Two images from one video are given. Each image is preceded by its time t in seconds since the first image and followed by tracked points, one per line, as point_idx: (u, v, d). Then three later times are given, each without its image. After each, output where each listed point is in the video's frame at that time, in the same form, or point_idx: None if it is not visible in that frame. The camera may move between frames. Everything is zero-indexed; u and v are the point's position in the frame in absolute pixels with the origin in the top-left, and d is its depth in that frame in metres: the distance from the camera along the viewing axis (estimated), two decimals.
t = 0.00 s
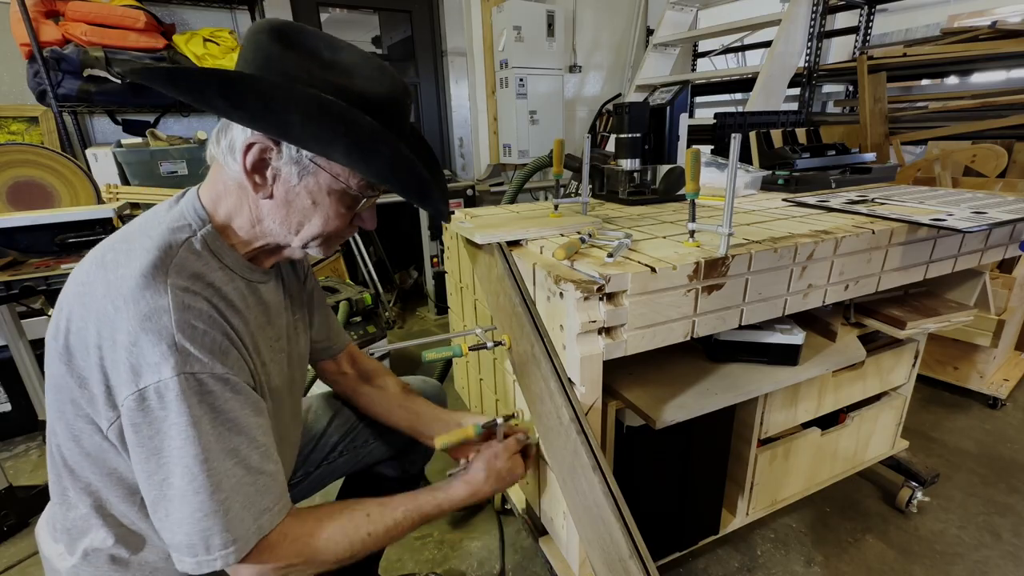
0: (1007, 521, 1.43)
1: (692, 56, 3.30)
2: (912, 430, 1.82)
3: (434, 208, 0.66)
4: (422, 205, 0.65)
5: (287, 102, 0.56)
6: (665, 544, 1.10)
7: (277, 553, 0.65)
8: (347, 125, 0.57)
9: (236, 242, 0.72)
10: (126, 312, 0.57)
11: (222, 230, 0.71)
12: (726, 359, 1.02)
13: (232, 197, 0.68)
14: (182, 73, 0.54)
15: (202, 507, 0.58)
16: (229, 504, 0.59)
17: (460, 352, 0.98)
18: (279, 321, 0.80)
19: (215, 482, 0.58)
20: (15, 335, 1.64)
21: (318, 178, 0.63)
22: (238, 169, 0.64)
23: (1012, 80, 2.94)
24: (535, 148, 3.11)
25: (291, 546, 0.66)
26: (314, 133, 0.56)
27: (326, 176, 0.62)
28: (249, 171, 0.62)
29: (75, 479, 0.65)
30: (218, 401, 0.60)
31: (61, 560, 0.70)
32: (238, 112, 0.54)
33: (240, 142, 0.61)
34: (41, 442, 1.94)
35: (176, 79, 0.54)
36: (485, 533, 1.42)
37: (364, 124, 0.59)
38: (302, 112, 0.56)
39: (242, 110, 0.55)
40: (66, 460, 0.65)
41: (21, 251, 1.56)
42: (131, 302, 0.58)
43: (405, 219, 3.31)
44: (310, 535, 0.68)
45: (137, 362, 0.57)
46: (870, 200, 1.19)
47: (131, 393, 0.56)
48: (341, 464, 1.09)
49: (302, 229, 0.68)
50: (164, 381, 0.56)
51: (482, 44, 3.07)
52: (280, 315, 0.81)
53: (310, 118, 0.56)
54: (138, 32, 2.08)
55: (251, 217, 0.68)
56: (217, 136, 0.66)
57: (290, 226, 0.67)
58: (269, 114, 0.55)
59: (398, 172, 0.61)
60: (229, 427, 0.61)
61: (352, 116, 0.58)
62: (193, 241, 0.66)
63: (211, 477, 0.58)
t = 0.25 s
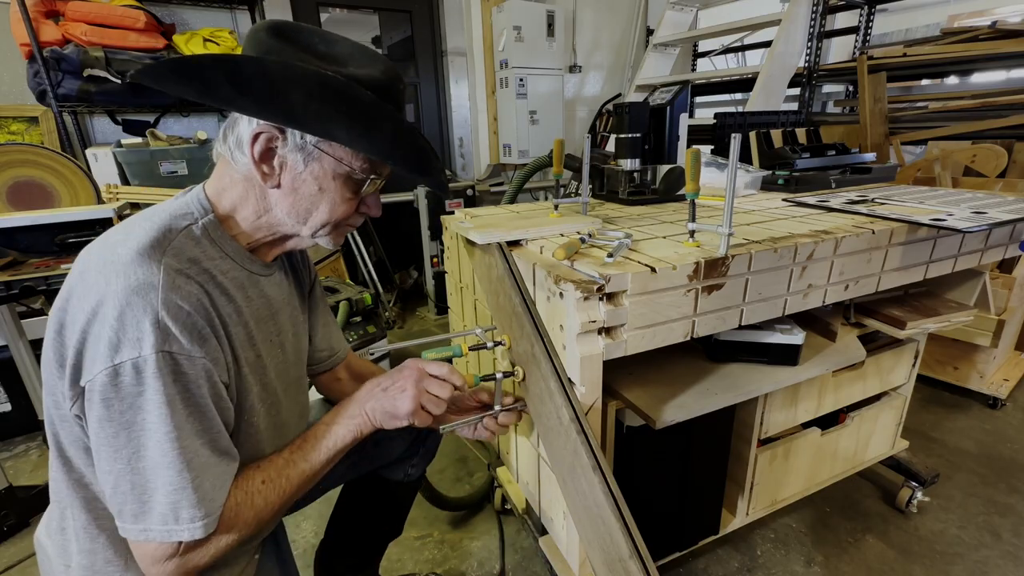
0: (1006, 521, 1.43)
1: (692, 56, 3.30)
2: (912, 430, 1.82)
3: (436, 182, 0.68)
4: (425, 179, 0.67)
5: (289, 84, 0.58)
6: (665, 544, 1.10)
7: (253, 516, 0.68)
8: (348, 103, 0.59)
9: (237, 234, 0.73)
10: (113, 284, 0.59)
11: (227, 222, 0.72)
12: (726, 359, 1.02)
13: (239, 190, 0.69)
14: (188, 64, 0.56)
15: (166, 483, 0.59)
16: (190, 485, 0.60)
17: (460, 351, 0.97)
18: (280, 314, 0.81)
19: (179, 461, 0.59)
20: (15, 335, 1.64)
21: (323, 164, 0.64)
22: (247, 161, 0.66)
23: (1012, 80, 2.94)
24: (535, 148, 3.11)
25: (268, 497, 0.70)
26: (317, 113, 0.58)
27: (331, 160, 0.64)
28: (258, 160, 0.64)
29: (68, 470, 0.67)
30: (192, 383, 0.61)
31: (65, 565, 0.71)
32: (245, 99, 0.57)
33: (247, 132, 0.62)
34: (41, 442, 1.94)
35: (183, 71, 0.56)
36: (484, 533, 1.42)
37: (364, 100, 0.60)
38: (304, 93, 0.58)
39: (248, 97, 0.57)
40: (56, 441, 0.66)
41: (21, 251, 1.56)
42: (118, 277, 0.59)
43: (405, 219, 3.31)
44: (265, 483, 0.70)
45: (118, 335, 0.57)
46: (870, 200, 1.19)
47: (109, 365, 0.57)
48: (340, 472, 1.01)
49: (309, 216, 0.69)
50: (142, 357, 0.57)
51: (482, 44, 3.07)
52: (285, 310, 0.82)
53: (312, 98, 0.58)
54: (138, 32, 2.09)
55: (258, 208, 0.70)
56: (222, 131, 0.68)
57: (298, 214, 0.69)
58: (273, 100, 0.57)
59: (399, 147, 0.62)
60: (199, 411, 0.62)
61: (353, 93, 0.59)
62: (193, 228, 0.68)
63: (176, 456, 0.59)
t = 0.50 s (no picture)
0: (1007, 521, 1.43)
1: (692, 56, 3.30)
2: (912, 430, 1.83)
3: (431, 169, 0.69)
4: (419, 166, 0.67)
5: (276, 80, 0.58)
6: (665, 544, 1.10)
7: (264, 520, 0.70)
8: (338, 95, 0.59)
9: (230, 236, 0.73)
10: (100, 284, 0.59)
11: (220, 225, 0.72)
12: (726, 359, 1.02)
13: (233, 194, 0.69)
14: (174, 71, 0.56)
15: (165, 481, 0.59)
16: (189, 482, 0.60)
17: (461, 352, 0.97)
18: (275, 314, 0.81)
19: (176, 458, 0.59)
20: (15, 335, 1.64)
21: (319, 160, 0.64)
22: (240, 163, 0.66)
23: (1012, 81, 2.94)
24: (535, 148, 3.11)
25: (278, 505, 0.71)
26: (305, 106, 0.58)
27: (326, 156, 0.64)
28: (252, 161, 0.64)
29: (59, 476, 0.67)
30: (184, 381, 0.61)
31: (58, 570, 0.71)
32: (232, 97, 0.57)
33: (239, 133, 0.62)
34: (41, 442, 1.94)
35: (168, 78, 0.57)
36: (484, 533, 1.42)
37: (352, 90, 0.60)
38: (292, 88, 0.58)
39: (235, 95, 0.57)
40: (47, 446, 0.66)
41: (21, 251, 1.57)
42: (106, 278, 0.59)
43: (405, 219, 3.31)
44: (277, 489, 0.71)
45: (107, 336, 0.57)
46: (870, 200, 1.19)
47: (98, 367, 0.57)
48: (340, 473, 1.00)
49: (306, 215, 0.69)
50: (133, 357, 0.57)
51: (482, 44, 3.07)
52: (279, 310, 0.82)
53: (299, 91, 0.58)
54: (138, 32, 2.09)
55: (253, 210, 0.70)
56: (213, 134, 0.68)
57: (295, 214, 0.69)
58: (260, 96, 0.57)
59: (391, 136, 0.63)
60: (193, 408, 0.62)
61: (342, 84, 0.59)
62: (183, 229, 0.68)
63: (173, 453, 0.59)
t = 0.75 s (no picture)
0: (1007, 521, 1.43)
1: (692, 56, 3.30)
2: (912, 430, 1.82)
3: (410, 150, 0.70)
4: (396, 147, 0.68)
5: (243, 60, 0.59)
6: (665, 544, 1.10)
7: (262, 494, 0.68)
8: (306, 74, 0.60)
9: (214, 224, 0.73)
10: (75, 250, 0.58)
11: (203, 215, 0.73)
12: (726, 359, 1.02)
13: (214, 185, 0.70)
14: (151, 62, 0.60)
15: (158, 441, 0.59)
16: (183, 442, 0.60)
17: (460, 351, 0.97)
18: (261, 297, 0.81)
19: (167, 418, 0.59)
20: (15, 335, 1.64)
21: (294, 146, 0.65)
22: (217, 154, 0.66)
23: (1012, 81, 2.94)
24: (535, 148, 3.11)
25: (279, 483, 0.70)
26: (273, 85, 0.59)
27: (300, 141, 0.65)
28: (228, 150, 0.65)
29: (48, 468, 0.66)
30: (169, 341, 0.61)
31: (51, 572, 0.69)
32: (203, 83, 0.60)
33: (212, 123, 0.63)
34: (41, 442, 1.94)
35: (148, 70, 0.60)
36: (484, 533, 1.42)
37: (319, 68, 0.60)
38: (259, 67, 0.59)
39: (206, 80, 0.60)
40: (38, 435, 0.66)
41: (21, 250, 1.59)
42: (85, 240, 0.59)
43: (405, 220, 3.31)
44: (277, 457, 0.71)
45: (86, 296, 0.57)
46: (870, 200, 1.19)
47: (79, 328, 0.56)
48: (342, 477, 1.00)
49: (287, 203, 0.70)
50: (114, 315, 0.57)
51: (482, 44, 3.07)
52: (265, 292, 0.82)
53: (267, 71, 0.59)
54: (138, 32, 2.08)
55: (234, 200, 0.70)
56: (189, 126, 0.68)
57: (276, 203, 0.69)
58: (230, 79, 0.59)
59: (363, 115, 0.63)
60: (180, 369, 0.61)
61: (309, 64, 0.60)
62: (166, 210, 0.69)
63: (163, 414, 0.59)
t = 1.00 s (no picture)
0: (1007, 521, 1.43)
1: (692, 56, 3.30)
2: (912, 430, 1.82)
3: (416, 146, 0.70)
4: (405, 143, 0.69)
5: (257, 61, 0.59)
6: (665, 544, 1.10)
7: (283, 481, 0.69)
8: (318, 73, 0.60)
9: (228, 222, 0.73)
10: (95, 245, 0.59)
11: (217, 213, 0.72)
12: (726, 359, 1.02)
13: (227, 185, 0.70)
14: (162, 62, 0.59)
15: (181, 431, 0.59)
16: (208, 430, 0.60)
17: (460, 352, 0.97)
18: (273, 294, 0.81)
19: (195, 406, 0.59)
20: (14, 335, 1.64)
21: (307, 145, 0.65)
22: (231, 154, 0.66)
23: (1012, 80, 2.94)
24: (535, 148, 3.11)
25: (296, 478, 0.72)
26: (288, 86, 0.59)
27: (314, 140, 0.65)
28: (244, 150, 0.65)
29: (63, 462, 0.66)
30: (193, 335, 0.61)
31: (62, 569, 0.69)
32: (216, 85, 0.59)
33: (228, 125, 0.63)
34: (41, 442, 1.94)
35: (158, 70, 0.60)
36: (484, 533, 1.42)
37: (333, 67, 0.60)
38: (272, 68, 0.59)
39: (220, 83, 0.59)
40: (52, 426, 0.66)
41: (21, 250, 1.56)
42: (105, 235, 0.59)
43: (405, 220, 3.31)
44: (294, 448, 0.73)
45: (109, 291, 0.57)
46: (870, 200, 1.19)
47: (104, 321, 0.56)
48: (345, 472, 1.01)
49: (301, 202, 0.70)
50: (137, 309, 0.57)
51: (481, 44, 3.07)
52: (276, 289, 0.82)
53: (281, 71, 0.59)
54: (138, 32, 2.09)
55: (248, 199, 0.70)
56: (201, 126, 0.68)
57: (290, 202, 0.69)
58: (245, 80, 0.59)
59: (375, 114, 0.64)
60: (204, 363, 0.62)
61: (320, 62, 0.60)
62: (181, 207, 0.69)
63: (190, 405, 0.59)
